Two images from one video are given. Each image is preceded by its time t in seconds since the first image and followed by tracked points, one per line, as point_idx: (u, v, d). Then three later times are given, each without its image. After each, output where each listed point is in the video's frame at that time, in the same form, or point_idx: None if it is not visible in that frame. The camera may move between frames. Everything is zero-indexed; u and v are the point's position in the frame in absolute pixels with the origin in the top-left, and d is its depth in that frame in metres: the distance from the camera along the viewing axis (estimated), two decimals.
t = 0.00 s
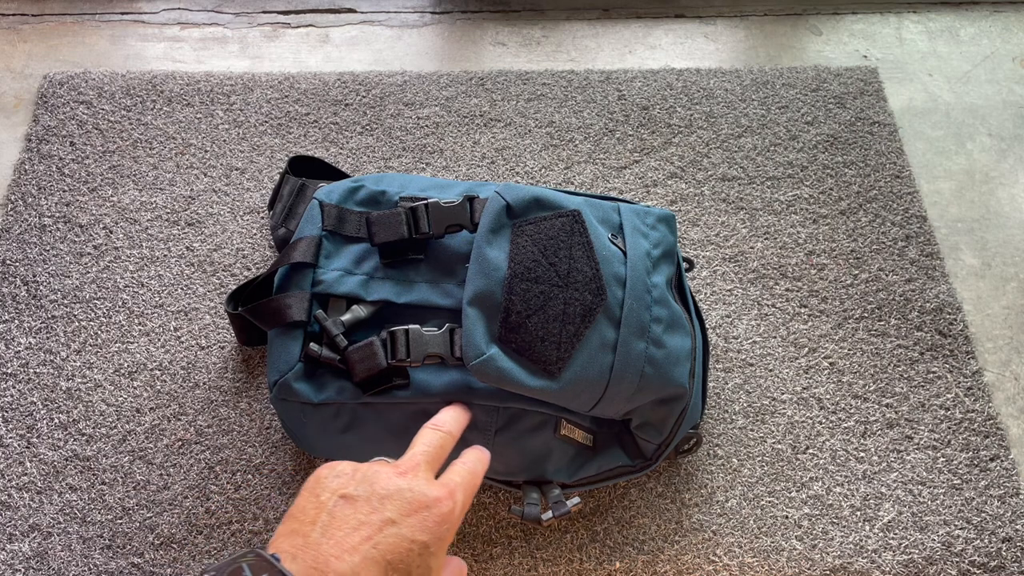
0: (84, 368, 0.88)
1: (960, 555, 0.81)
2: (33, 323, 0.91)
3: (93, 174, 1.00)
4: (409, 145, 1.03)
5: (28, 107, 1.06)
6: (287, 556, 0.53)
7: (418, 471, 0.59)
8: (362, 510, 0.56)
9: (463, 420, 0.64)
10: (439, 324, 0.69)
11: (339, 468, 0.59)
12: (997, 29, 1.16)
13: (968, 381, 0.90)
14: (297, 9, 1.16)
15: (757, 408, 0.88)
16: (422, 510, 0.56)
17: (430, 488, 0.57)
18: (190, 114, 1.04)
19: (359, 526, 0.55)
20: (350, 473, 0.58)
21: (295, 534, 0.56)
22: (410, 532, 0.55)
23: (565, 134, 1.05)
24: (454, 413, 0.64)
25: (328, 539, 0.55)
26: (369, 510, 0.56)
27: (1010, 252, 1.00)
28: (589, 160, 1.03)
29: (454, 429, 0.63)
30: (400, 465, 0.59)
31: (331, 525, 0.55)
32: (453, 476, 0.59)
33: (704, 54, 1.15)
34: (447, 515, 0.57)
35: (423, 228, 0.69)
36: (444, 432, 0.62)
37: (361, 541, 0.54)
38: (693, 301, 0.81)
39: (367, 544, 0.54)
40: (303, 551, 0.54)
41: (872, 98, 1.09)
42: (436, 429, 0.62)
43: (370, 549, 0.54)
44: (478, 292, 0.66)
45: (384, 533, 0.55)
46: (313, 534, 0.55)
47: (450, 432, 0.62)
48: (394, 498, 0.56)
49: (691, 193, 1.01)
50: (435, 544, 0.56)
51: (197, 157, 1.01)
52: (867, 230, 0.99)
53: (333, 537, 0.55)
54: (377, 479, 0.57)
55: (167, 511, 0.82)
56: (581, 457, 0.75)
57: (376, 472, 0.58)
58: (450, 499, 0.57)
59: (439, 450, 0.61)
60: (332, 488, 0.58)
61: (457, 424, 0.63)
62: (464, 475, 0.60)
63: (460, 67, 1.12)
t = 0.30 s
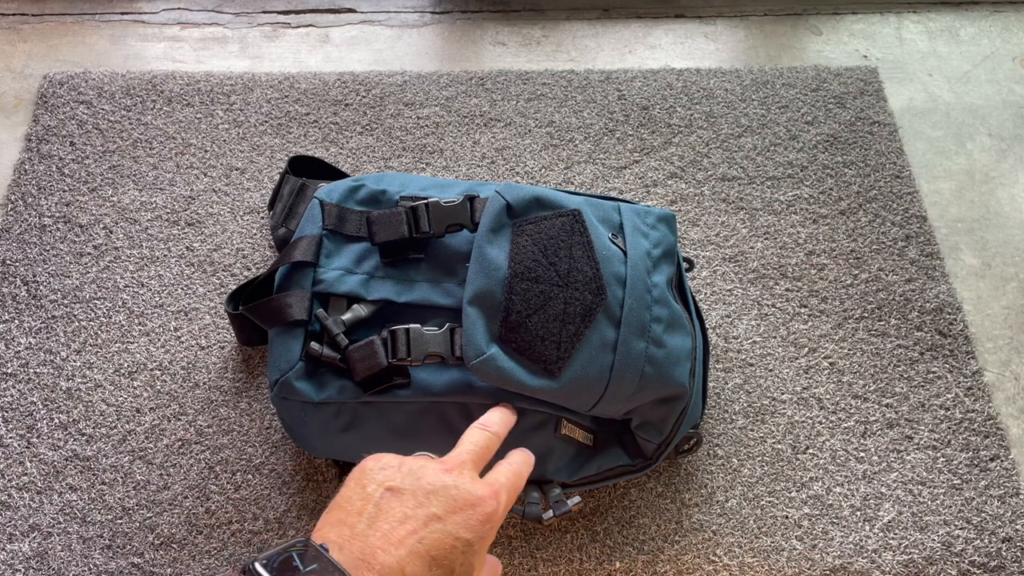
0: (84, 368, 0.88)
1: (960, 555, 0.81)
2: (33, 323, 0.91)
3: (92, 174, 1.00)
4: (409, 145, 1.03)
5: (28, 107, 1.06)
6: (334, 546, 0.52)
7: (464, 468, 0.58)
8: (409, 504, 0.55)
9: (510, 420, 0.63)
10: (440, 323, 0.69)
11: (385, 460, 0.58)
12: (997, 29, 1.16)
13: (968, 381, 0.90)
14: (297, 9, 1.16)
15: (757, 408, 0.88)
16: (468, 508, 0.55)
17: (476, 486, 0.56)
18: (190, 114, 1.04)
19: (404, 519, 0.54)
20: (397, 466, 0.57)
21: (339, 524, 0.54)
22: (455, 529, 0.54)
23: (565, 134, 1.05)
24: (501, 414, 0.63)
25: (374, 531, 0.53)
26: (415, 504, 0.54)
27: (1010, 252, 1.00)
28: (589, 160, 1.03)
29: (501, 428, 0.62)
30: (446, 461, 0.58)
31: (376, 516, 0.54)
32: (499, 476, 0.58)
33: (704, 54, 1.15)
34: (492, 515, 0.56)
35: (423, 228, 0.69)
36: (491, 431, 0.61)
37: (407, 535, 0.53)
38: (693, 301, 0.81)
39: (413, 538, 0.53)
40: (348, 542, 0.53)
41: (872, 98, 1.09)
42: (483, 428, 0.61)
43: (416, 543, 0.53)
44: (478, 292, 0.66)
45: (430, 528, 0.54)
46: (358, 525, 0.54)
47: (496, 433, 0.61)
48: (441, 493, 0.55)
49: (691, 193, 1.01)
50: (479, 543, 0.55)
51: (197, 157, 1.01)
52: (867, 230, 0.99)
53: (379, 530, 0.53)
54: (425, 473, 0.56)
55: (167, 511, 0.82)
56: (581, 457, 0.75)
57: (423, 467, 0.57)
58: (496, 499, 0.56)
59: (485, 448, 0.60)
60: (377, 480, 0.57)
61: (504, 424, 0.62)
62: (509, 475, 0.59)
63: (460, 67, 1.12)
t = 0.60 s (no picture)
0: (84, 368, 0.88)
1: (960, 555, 0.81)
2: (33, 323, 0.91)
3: (92, 174, 1.00)
4: (409, 145, 1.03)
5: (28, 107, 1.06)
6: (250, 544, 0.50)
7: (387, 462, 0.56)
8: (326, 499, 0.53)
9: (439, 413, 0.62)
10: (440, 323, 0.69)
11: (304, 456, 0.56)
12: (997, 29, 1.16)
13: (968, 381, 0.90)
14: (297, 9, 1.16)
15: (757, 408, 0.88)
16: (387, 501, 0.53)
17: (397, 479, 0.54)
18: (190, 114, 1.04)
19: (321, 515, 0.52)
20: (315, 462, 0.55)
21: (256, 525, 0.52)
22: (373, 522, 0.52)
23: (565, 134, 1.05)
24: (432, 408, 0.61)
25: (289, 529, 0.51)
26: (333, 500, 0.52)
27: (1010, 252, 1.00)
28: (589, 160, 1.03)
29: (428, 421, 0.60)
30: (367, 456, 0.56)
31: (292, 514, 0.52)
32: (422, 467, 0.56)
33: (704, 54, 1.15)
34: (413, 507, 0.54)
35: (424, 228, 0.69)
36: (416, 426, 0.59)
37: (323, 531, 0.51)
38: (693, 301, 0.81)
39: (330, 533, 0.51)
40: (263, 541, 0.51)
41: (872, 98, 1.09)
42: (409, 423, 0.59)
43: (332, 538, 0.51)
44: (478, 291, 0.66)
45: (348, 522, 0.52)
46: (274, 523, 0.52)
47: (422, 427, 0.60)
48: (359, 487, 0.53)
49: (691, 193, 1.01)
50: (399, 536, 0.53)
51: (197, 157, 1.01)
52: (867, 230, 0.99)
53: (295, 527, 0.51)
54: (343, 467, 0.54)
55: (167, 511, 0.82)
56: (582, 457, 0.75)
57: (341, 461, 0.55)
58: (415, 491, 0.54)
59: (409, 443, 0.58)
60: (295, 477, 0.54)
61: (432, 419, 0.61)
62: (433, 467, 0.57)
63: (460, 67, 1.12)
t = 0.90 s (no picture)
0: (84, 368, 0.88)
1: (960, 555, 0.81)
2: (33, 324, 0.91)
3: (93, 174, 1.00)
4: (409, 145, 1.03)
5: (28, 107, 1.06)
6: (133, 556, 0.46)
7: (290, 467, 0.53)
8: (221, 508, 0.50)
9: (353, 412, 0.59)
10: (440, 323, 0.69)
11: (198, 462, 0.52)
12: (997, 29, 1.16)
13: (968, 381, 0.90)
14: (297, 9, 1.16)
15: (757, 408, 0.88)
16: (287, 507, 0.50)
17: (297, 483, 0.51)
18: (190, 114, 1.04)
19: (215, 525, 0.49)
20: (211, 468, 0.52)
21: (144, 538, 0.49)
22: (271, 530, 0.49)
23: (565, 134, 1.05)
24: (343, 409, 0.58)
25: (180, 540, 0.48)
26: (228, 508, 0.50)
27: (1010, 252, 0.99)
28: (589, 160, 1.03)
29: (338, 421, 0.57)
30: (267, 461, 0.53)
31: (185, 525, 0.49)
32: (326, 469, 0.53)
33: (704, 54, 1.15)
34: (315, 511, 0.51)
35: (424, 228, 0.69)
36: (325, 428, 0.56)
37: (216, 541, 0.48)
38: (693, 301, 0.81)
39: (225, 543, 0.48)
40: (150, 554, 0.47)
41: (872, 98, 1.09)
42: (316, 426, 0.56)
43: (226, 548, 0.48)
44: (478, 291, 0.66)
45: (244, 531, 0.49)
46: (164, 535, 0.48)
47: (330, 428, 0.56)
48: (258, 493, 0.50)
49: (691, 193, 1.01)
50: (299, 543, 0.50)
51: (197, 157, 1.01)
52: (867, 230, 0.99)
53: (187, 538, 0.48)
54: (240, 474, 0.51)
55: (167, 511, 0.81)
56: (582, 457, 0.75)
57: (240, 467, 0.52)
58: (318, 495, 0.51)
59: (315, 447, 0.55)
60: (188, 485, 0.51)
61: (344, 419, 0.58)
62: (339, 468, 0.54)
63: (460, 67, 1.12)
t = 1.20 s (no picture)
0: (84, 368, 0.88)
1: (960, 555, 0.81)
2: (33, 323, 0.91)
3: (93, 174, 1.00)
4: (409, 145, 1.03)
5: (28, 107, 1.06)
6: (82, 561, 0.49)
7: (244, 467, 0.54)
8: (173, 510, 0.52)
9: (312, 411, 0.60)
10: (440, 323, 0.69)
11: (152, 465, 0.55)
12: (997, 30, 1.16)
13: (968, 381, 0.90)
14: (297, 9, 1.17)
15: (758, 408, 0.88)
16: (239, 507, 0.52)
17: (251, 483, 0.53)
18: (190, 114, 1.04)
19: (168, 527, 0.51)
20: (165, 471, 0.54)
21: (99, 541, 0.51)
22: (223, 530, 0.51)
23: (565, 134, 1.05)
24: (301, 407, 0.59)
25: (133, 543, 0.50)
26: (181, 510, 0.52)
27: (1010, 252, 0.99)
28: (589, 160, 1.03)
29: (296, 420, 0.58)
30: (221, 462, 0.54)
31: (137, 528, 0.51)
32: (281, 467, 0.55)
33: (704, 54, 1.15)
34: (268, 511, 0.53)
35: (424, 228, 0.69)
36: (281, 427, 0.57)
37: (169, 543, 0.50)
38: (693, 300, 0.81)
39: (177, 545, 0.50)
40: (103, 558, 0.50)
41: (872, 98, 1.09)
42: (271, 424, 0.57)
43: (178, 551, 0.50)
44: (478, 291, 0.66)
45: (196, 533, 0.51)
46: (118, 540, 0.51)
47: (286, 428, 0.58)
48: (210, 495, 0.52)
49: (691, 193, 1.01)
50: (253, 543, 0.52)
51: (197, 157, 1.01)
52: (867, 230, 0.99)
53: (139, 541, 0.50)
54: (191, 477, 0.53)
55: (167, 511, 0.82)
56: (582, 457, 0.75)
57: (192, 469, 0.53)
58: (271, 494, 0.53)
59: (270, 446, 0.56)
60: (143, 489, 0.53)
61: (301, 417, 0.59)
62: (294, 467, 0.55)
63: (460, 67, 1.12)
